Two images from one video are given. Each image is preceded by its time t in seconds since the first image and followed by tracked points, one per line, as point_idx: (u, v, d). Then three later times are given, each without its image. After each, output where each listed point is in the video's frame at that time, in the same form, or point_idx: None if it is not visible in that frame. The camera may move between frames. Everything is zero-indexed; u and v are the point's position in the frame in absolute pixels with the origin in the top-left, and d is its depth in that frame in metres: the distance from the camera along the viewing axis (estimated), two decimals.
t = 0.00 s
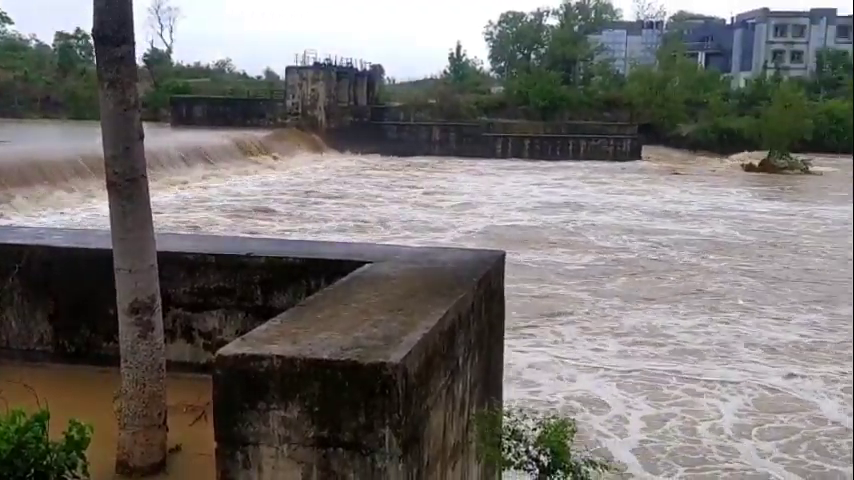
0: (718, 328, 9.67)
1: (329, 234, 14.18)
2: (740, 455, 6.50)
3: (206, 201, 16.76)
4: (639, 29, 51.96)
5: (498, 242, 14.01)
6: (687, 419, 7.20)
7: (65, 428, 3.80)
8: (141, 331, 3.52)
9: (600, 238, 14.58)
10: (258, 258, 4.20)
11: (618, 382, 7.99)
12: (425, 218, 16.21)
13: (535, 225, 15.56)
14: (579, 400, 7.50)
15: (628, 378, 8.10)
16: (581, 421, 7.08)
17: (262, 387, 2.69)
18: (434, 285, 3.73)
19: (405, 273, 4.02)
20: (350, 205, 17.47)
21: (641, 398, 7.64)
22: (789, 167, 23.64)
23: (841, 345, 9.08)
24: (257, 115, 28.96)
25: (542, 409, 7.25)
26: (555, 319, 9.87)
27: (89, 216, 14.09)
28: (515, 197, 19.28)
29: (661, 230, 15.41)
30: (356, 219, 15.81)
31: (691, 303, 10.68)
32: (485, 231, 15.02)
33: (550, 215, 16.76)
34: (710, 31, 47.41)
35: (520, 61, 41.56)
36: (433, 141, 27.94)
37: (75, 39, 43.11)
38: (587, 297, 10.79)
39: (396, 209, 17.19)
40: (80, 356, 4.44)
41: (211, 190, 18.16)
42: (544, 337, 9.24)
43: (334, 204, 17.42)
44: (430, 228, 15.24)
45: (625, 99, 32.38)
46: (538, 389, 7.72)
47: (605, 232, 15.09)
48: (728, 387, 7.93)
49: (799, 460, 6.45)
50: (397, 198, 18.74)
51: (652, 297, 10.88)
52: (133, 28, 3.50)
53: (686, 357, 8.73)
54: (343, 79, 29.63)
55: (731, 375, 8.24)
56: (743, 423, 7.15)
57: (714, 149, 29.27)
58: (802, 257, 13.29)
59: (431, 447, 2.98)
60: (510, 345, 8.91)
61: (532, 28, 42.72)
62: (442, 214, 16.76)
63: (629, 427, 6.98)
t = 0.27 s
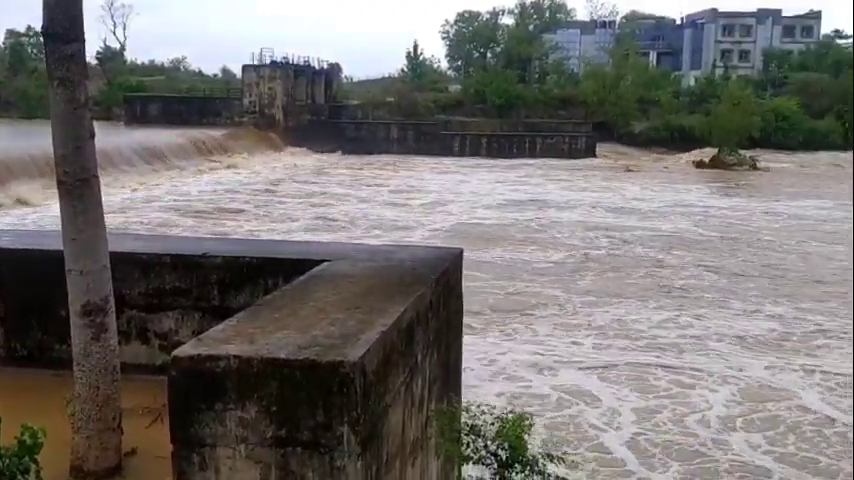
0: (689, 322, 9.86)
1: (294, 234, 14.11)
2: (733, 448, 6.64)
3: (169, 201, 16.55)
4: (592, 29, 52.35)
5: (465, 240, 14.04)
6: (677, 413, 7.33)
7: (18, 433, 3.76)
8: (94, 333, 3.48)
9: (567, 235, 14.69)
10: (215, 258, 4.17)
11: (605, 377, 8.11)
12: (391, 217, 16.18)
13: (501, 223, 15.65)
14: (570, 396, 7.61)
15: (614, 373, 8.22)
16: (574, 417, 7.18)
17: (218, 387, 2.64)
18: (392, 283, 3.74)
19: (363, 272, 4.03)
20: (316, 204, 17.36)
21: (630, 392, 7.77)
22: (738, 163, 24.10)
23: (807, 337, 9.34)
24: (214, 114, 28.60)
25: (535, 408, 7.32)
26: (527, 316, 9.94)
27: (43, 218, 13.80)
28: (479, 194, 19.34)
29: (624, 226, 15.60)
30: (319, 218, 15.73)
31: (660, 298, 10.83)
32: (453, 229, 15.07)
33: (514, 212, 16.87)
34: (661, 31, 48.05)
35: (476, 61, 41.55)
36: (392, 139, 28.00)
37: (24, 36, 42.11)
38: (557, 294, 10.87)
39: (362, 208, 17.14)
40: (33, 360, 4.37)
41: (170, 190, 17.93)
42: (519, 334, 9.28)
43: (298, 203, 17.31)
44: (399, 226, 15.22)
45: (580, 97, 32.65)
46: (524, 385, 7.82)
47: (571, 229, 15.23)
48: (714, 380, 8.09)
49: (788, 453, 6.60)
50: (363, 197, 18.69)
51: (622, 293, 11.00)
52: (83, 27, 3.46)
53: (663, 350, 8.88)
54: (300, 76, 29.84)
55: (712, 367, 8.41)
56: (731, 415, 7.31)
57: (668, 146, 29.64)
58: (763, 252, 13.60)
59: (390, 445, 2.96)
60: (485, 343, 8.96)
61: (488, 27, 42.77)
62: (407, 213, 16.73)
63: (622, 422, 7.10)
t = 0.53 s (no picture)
0: (662, 316, 10.01)
1: (258, 234, 13.98)
2: (726, 441, 6.75)
3: (131, 202, 16.28)
4: (546, 28, 52.56)
5: (433, 239, 14.03)
6: (667, 406, 7.45)
7: None
8: (46, 336, 3.43)
9: (534, 232, 14.76)
10: (171, 257, 4.13)
11: (595, 371, 8.22)
12: (359, 216, 16.10)
13: (466, 221, 15.70)
14: (562, 391, 7.70)
15: (601, 367, 8.34)
16: (568, 412, 7.26)
17: (174, 388, 2.62)
18: (350, 281, 3.74)
19: (321, 270, 4.02)
20: (282, 203, 17.21)
21: (621, 386, 7.88)
22: (690, 161, 24.54)
23: (775, 330, 9.53)
24: (169, 112, 28.07)
25: (527, 404, 7.40)
26: (500, 314, 9.96)
27: None
28: (443, 192, 19.33)
29: (590, 223, 15.73)
30: (283, 218, 15.60)
31: (631, 294, 10.94)
32: (420, 227, 15.05)
33: (478, 210, 16.91)
34: (615, 30, 48.48)
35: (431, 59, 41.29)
36: (350, 138, 27.97)
37: None
38: (528, 292, 10.91)
39: (328, 207, 17.03)
40: None
41: (127, 190, 17.62)
42: (494, 332, 9.30)
43: (260, 203, 17.13)
44: (367, 225, 15.15)
45: (535, 96, 32.84)
46: (511, 381, 7.89)
47: (538, 227, 15.31)
48: (701, 372, 8.25)
49: (780, 444, 6.71)
50: (328, 196, 18.57)
51: (593, 290, 11.09)
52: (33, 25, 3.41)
53: (643, 345, 9.01)
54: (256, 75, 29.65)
55: (696, 359, 8.56)
56: (722, 407, 7.44)
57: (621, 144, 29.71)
58: (726, 247, 13.84)
59: (349, 443, 2.96)
60: (461, 341, 8.98)
61: (445, 27, 42.56)
62: (374, 212, 16.66)
63: (616, 417, 7.19)
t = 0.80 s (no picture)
0: (636, 312, 10.13)
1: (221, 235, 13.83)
2: (718, 433, 6.88)
3: (88, 203, 15.97)
4: (502, 27, 52.66)
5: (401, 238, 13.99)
6: (656, 399, 7.61)
7: None
8: None
9: (501, 231, 14.78)
10: (125, 257, 4.07)
11: (584, 364, 8.36)
12: (326, 215, 15.99)
13: (432, 220, 15.70)
14: (554, 385, 7.83)
15: (589, 361, 8.47)
16: (561, 406, 7.38)
17: (129, 391, 2.59)
18: (308, 280, 3.73)
19: (278, 269, 4.00)
20: (247, 203, 17.01)
21: (611, 379, 8.03)
22: (644, 157, 24.72)
23: (745, 323, 9.70)
24: (121, 111, 27.28)
25: (519, 400, 7.51)
26: (475, 312, 9.99)
27: None
28: (408, 191, 19.27)
29: (556, 221, 15.81)
30: (246, 218, 15.44)
31: (602, 291, 11.02)
32: (388, 227, 15.00)
33: (443, 209, 16.91)
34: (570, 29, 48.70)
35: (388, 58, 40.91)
36: (308, 136, 27.62)
37: None
38: (501, 290, 10.94)
39: (295, 207, 16.86)
40: None
41: (83, 191, 17.27)
42: (474, 330, 9.35)
43: (222, 203, 16.93)
44: (336, 225, 15.06)
45: (493, 95, 32.90)
46: (498, 378, 7.98)
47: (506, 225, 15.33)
48: (687, 364, 8.43)
49: (772, 436, 6.84)
50: (294, 196, 18.39)
51: (564, 286, 11.16)
52: None
53: (624, 339, 9.16)
54: (214, 72, 29.55)
55: (676, 352, 8.72)
56: (709, 399, 7.60)
57: (575, 142, 29.66)
58: (691, 243, 14.04)
59: (309, 442, 2.97)
60: (440, 340, 9.01)
61: (402, 27, 42.26)
62: (340, 211, 16.54)
63: (609, 410, 7.32)
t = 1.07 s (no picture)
0: (611, 307, 10.25)
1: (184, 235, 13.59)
2: (715, 424, 7.02)
3: (42, 205, 15.58)
4: (458, 25, 52.64)
5: (369, 238, 13.92)
6: (650, 390, 7.75)
7: None
8: None
9: (469, 229, 14.79)
10: (78, 258, 3.98)
11: (573, 356, 8.50)
12: (293, 215, 15.84)
13: (399, 219, 15.65)
14: (550, 378, 7.92)
15: (578, 354, 8.59)
16: (559, 400, 7.47)
17: (81, 394, 2.55)
18: (264, 280, 3.71)
19: (234, 269, 3.98)
20: (213, 204, 16.78)
21: (605, 371, 8.16)
22: (600, 153, 25.11)
23: (718, 316, 9.87)
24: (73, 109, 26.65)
25: (517, 394, 7.58)
26: (451, 310, 9.99)
27: None
28: (374, 190, 19.18)
29: (523, 218, 15.87)
30: (209, 218, 15.20)
31: (575, 287, 11.09)
32: (356, 226, 14.91)
33: (409, 208, 16.85)
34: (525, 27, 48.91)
35: (344, 57, 40.56)
36: (265, 135, 27.55)
37: None
38: (475, 288, 10.95)
39: (261, 207, 16.65)
40: None
41: (38, 193, 16.83)
42: (456, 327, 9.39)
43: (183, 203, 16.66)
44: (305, 225, 14.94)
45: (450, 93, 32.88)
46: (489, 372, 8.08)
47: (474, 223, 15.34)
48: (675, 355, 8.60)
49: (766, 426, 6.98)
50: (260, 195, 18.19)
51: (537, 283, 11.20)
52: None
53: (608, 332, 9.30)
54: (168, 71, 29.00)
55: (660, 344, 8.88)
56: (698, 390, 7.74)
57: (531, 141, 29.94)
58: (657, 239, 14.23)
59: (267, 442, 2.95)
60: (423, 337, 9.03)
61: (359, 25, 41.87)
62: (306, 211, 16.39)
63: (607, 402, 7.43)
